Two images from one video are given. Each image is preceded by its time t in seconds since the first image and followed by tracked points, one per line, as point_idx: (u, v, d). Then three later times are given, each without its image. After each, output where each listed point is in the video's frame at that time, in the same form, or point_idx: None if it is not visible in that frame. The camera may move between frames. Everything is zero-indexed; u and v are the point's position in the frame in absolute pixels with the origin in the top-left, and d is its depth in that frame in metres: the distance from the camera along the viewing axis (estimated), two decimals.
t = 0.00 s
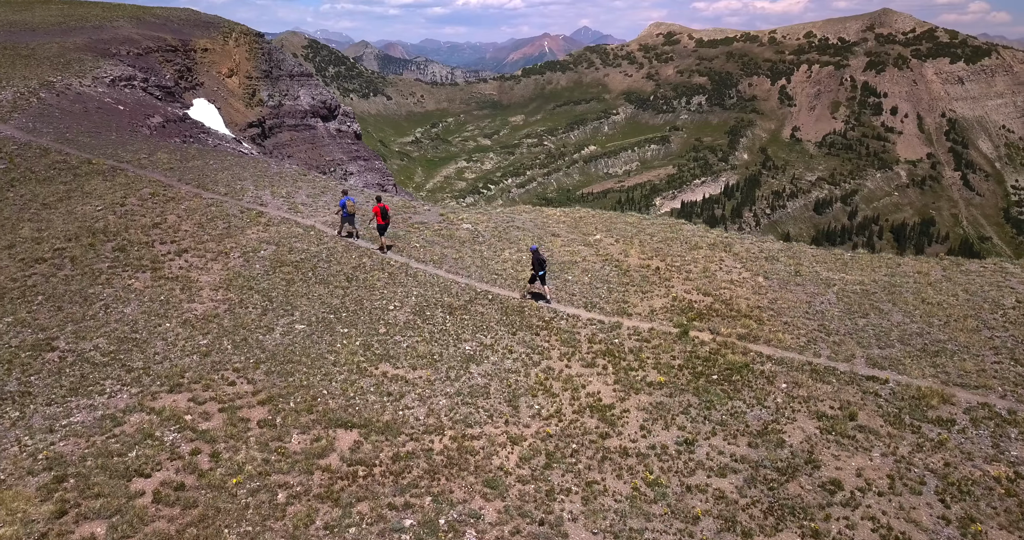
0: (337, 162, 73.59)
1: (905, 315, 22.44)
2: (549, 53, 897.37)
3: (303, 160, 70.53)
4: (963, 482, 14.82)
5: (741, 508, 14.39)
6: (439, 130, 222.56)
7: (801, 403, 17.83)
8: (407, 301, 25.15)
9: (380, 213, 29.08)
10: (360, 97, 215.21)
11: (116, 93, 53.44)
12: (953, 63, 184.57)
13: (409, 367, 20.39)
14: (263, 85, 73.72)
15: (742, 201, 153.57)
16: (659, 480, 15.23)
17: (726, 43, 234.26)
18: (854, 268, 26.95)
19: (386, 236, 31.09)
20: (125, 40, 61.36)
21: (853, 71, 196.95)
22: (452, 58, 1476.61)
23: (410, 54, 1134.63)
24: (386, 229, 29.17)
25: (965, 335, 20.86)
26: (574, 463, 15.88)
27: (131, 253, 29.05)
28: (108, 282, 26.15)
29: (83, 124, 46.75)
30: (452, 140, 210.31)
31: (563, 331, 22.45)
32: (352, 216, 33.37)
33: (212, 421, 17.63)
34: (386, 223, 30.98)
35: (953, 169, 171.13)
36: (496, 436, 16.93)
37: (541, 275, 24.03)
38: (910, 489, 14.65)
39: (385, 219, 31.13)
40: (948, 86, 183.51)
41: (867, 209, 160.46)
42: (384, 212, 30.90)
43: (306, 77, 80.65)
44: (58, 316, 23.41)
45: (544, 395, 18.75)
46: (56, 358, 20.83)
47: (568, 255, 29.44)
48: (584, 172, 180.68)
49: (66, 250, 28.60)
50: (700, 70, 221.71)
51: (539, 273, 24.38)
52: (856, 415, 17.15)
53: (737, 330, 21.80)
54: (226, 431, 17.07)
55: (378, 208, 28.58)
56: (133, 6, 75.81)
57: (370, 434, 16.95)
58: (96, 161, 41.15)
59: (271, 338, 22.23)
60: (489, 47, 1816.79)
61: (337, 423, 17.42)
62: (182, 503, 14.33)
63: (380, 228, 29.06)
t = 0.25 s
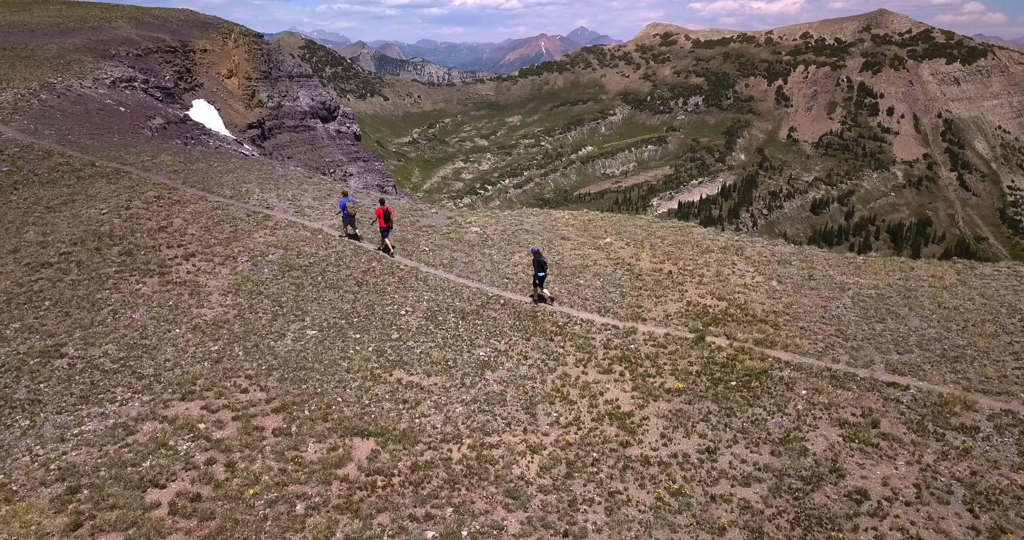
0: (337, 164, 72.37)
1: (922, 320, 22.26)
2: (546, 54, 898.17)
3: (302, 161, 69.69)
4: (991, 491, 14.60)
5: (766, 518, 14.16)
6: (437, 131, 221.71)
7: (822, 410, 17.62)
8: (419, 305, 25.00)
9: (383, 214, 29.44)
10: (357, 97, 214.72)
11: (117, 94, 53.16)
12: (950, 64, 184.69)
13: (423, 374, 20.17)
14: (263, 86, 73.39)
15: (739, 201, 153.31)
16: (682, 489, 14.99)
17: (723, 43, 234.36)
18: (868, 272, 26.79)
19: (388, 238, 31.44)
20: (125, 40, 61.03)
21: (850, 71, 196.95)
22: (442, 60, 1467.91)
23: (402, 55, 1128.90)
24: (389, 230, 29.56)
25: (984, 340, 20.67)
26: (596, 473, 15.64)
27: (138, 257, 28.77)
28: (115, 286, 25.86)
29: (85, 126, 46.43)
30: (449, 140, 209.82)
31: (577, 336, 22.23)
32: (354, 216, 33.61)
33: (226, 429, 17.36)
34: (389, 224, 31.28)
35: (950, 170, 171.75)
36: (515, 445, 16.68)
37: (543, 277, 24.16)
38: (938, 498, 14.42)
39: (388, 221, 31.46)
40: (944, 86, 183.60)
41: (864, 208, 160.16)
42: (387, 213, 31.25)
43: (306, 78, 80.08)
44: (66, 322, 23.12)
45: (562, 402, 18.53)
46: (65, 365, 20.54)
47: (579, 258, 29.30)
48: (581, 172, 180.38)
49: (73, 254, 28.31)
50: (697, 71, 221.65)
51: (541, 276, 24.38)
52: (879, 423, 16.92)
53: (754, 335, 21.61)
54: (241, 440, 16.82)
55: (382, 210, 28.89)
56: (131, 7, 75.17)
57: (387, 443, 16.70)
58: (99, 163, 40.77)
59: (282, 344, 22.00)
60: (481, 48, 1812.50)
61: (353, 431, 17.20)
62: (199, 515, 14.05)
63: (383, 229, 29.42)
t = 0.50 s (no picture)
0: (336, 165, 70.72)
1: (939, 325, 22.12)
2: (543, 54, 898.89)
3: (301, 162, 68.48)
4: (1019, 500, 14.38)
5: (794, 529, 13.93)
6: (433, 131, 220.62)
7: (844, 417, 17.45)
8: (431, 310, 24.90)
9: (386, 215, 29.71)
10: (354, 98, 214.54)
11: (118, 95, 52.83)
12: (945, 65, 184.59)
13: (439, 380, 20.00)
14: (262, 87, 72.98)
15: (735, 201, 153.24)
16: (707, 499, 14.79)
17: (720, 44, 234.47)
18: (882, 276, 26.63)
19: (390, 238, 31.68)
20: (124, 41, 60.67)
21: (846, 71, 196.63)
22: (439, 60, 1468.29)
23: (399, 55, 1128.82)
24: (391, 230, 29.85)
25: (1003, 346, 20.53)
26: (618, 482, 15.46)
27: (145, 262, 28.50)
28: (123, 291, 25.60)
29: (86, 128, 46.12)
30: (446, 141, 209.41)
31: (592, 342, 22.09)
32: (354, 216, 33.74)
33: (241, 438, 17.13)
34: (391, 224, 31.57)
35: (946, 170, 170.67)
36: (536, 454, 16.48)
37: (547, 280, 24.24)
38: (966, 508, 14.19)
39: (391, 221, 31.74)
40: (940, 87, 183.20)
41: (859, 210, 161.63)
42: (390, 214, 31.47)
43: (305, 78, 78.88)
44: (75, 327, 22.85)
45: (580, 409, 18.36)
46: (76, 372, 20.25)
47: (590, 263, 29.27)
48: (577, 172, 180.11)
49: (79, 259, 28.02)
50: (693, 71, 221.62)
51: (544, 279, 24.37)
52: (902, 430, 16.77)
53: (770, 341, 21.46)
54: (257, 449, 16.57)
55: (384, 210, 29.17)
56: (129, 8, 74.68)
57: (406, 452, 16.49)
58: (102, 166, 40.46)
59: (294, 350, 21.79)
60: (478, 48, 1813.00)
61: (370, 440, 16.99)
62: (217, 527, 13.78)
63: (386, 229, 29.75)
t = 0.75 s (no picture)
0: (335, 165, 70.02)
1: (956, 328, 22.02)
2: (538, 54, 898.91)
3: (300, 163, 67.81)
4: None
5: (823, 537, 13.71)
6: (429, 131, 219.07)
7: (865, 422, 17.30)
8: (443, 314, 24.75)
9: (389, 216, 29.91)
10: (349, 97, 212.87)
11: (118, 96, 52.45)
12: (939, 65, 185.03)
13: (455, 386, 19.82)
14: (260, 87, 72.10)
15: (732, 201, 153.63)
16: (732, 507, 14.60)
17: (715, 44, 234.52)
18: (895, 279, 26.50)
19: (393, 239, 31.85)
20: (122, 42, 60.22)
21: (841, 71, 196.71)
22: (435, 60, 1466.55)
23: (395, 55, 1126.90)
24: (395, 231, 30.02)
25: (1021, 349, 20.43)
26: (641, 489, 15.28)
27: (152, 265, 28.19)
28: (131, 296, 25.29)
29: (88, 129, 45.78)
30: (442, 140, 207.65)
31: (607, 347, 21.94)
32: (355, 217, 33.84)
33: (257, 446, 16.88)
34: (394, 225, 31.68)
35: (940, 169, 171.38)
36: (556, 461, 16.31)
37: (550, 282, 24.36)
38: (994, 515, 14.01)
39: (393, 222, 31.94)
40: (935, 86, 183.57)
41: (855, 208, 161.19)
42: (393, 215, 31.66)
43: (304, 78, 77.98)
44: (83, 333, 22.50)
45: (599, 416, 18.19)
46: (86, 378, 19.92)
47: (600, 265, 29.14)
48: (573, 172, 179.47)
49: (86, 263, 27.70)
50: (689, 71, 221.43)
51: (547, 281, 24.49)
52: (925, 436, 16.60)
53: (787, 345, 21.33)
54: (274, 457, 16.33)
55: (388, 211, 29.40)
56: (127, 8, 74.01)
57: (426, 459, 16.30)
58: (105, 168, 40.10)
59: (308, 356, 21.57)
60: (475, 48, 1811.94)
61: (389, 448, 16.79)
62: (236, 537, 13.51)
63: (389, 230, 29.91)
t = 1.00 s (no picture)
0: (333, 165, 69.28)
1: (972, 329, 21.92)
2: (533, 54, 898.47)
3: (298, 163, 67.02)
4: None
5: None
6: (423, 131, 216.87)
7: (886, 425, 17.15)
8: (454, 316, 24.57)
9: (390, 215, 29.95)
10: (343, 97, 211.12)
11: (117, 97, 51.98)
12: (933, 63, 185.70)
13: (470, 389, 19.62)
14: (257, 87, 71.01)
15: (727, 199, 153.71)
16: (757, 512, 14.42)
17: (709, 43, 234.55)
18: (907, 279, 26.37)
19: (395, 238, 31.94)
20: (119, 41, 59.60)
21: (834, 70, 197.13)
22: (431, 59, 1463.83)
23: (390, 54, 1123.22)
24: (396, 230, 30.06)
25: None
26: (664, 495, 15.10)
27: (158, 268, 27.88)
28: (138, 299, 24.96)
29: (88, 130, 45.38)
30: (437, 140, 205.74)
31: (622, 349, 21.76)
32: (357, 216, 34.02)
33: (272, 453, 16.62)
34: (394, 224, 31.75)
35: (934, 168, 172.15)
36: (576, 466, 16.12)
37: (550, 280, 24.56)
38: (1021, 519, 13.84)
39: (394, 221, 32.02)
40: (928, 85, 184.43)
41: (849, 207, 160.87)
42: (393, 213, 31.76)
43: (301, 78, 77.32)
44: (90, 337, 22.16)
45: (617, 419, 18.01)
46: (95, 384, 19.57)
47: (610, 266, 29.00)
48: (568, 171, 178.63)
49: (90, 265, 27.33)
50: (683, 70, 221.11)
51: (548, 279, 24.74)
52: (948, 439, 16.46)
53: (803, 346, 21.18)
54: (290, 464, 16.10)
55: (389, 209, 29.51)
56: (122, 7, 73.21)
57: (444, 465, 16.10)
58: (107, 169, 39.81)
59: (319, 360, 21.32)
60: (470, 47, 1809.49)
61: (406, 453, 16.59)
62: None
63: (390, 229, 29.93)
